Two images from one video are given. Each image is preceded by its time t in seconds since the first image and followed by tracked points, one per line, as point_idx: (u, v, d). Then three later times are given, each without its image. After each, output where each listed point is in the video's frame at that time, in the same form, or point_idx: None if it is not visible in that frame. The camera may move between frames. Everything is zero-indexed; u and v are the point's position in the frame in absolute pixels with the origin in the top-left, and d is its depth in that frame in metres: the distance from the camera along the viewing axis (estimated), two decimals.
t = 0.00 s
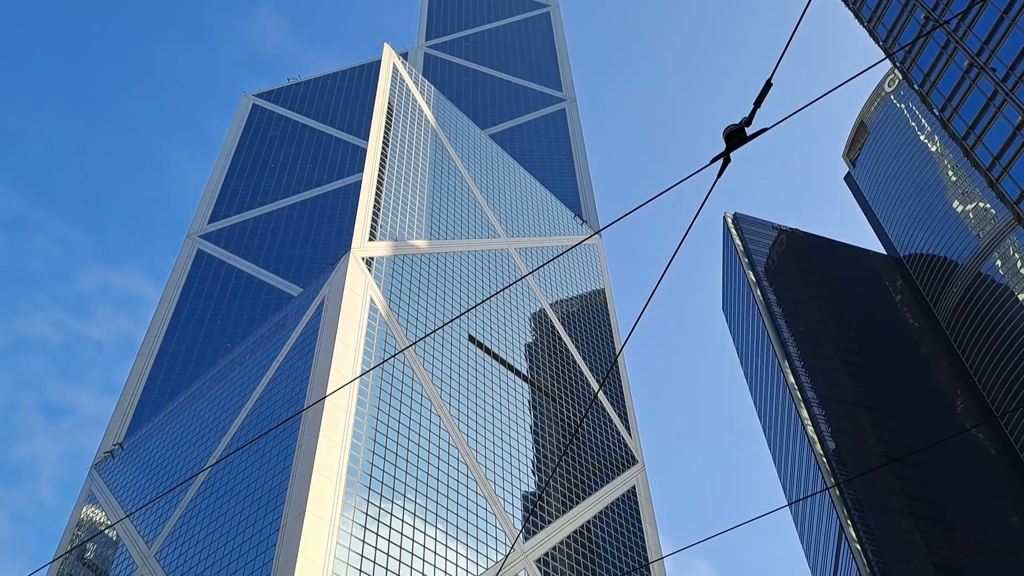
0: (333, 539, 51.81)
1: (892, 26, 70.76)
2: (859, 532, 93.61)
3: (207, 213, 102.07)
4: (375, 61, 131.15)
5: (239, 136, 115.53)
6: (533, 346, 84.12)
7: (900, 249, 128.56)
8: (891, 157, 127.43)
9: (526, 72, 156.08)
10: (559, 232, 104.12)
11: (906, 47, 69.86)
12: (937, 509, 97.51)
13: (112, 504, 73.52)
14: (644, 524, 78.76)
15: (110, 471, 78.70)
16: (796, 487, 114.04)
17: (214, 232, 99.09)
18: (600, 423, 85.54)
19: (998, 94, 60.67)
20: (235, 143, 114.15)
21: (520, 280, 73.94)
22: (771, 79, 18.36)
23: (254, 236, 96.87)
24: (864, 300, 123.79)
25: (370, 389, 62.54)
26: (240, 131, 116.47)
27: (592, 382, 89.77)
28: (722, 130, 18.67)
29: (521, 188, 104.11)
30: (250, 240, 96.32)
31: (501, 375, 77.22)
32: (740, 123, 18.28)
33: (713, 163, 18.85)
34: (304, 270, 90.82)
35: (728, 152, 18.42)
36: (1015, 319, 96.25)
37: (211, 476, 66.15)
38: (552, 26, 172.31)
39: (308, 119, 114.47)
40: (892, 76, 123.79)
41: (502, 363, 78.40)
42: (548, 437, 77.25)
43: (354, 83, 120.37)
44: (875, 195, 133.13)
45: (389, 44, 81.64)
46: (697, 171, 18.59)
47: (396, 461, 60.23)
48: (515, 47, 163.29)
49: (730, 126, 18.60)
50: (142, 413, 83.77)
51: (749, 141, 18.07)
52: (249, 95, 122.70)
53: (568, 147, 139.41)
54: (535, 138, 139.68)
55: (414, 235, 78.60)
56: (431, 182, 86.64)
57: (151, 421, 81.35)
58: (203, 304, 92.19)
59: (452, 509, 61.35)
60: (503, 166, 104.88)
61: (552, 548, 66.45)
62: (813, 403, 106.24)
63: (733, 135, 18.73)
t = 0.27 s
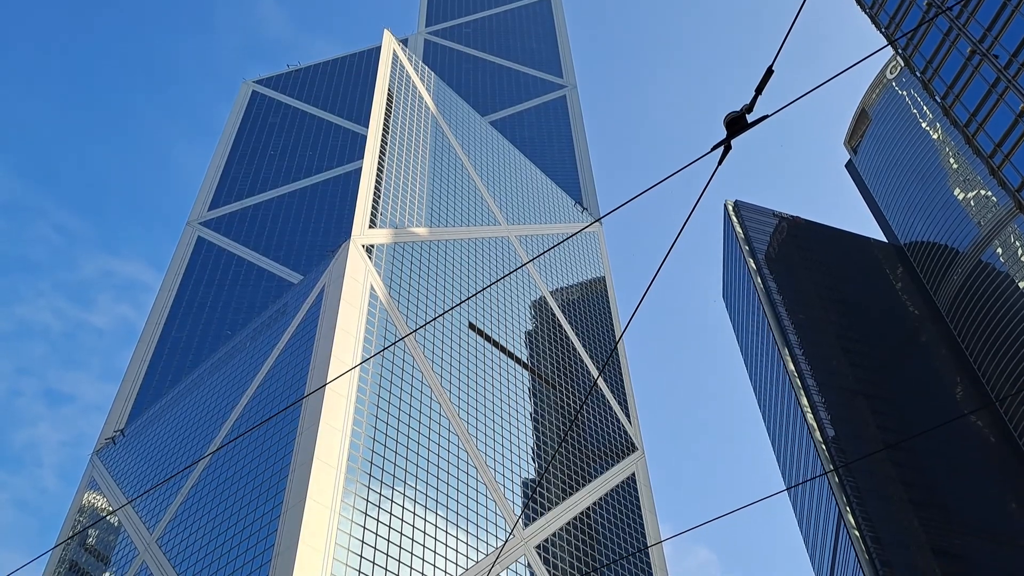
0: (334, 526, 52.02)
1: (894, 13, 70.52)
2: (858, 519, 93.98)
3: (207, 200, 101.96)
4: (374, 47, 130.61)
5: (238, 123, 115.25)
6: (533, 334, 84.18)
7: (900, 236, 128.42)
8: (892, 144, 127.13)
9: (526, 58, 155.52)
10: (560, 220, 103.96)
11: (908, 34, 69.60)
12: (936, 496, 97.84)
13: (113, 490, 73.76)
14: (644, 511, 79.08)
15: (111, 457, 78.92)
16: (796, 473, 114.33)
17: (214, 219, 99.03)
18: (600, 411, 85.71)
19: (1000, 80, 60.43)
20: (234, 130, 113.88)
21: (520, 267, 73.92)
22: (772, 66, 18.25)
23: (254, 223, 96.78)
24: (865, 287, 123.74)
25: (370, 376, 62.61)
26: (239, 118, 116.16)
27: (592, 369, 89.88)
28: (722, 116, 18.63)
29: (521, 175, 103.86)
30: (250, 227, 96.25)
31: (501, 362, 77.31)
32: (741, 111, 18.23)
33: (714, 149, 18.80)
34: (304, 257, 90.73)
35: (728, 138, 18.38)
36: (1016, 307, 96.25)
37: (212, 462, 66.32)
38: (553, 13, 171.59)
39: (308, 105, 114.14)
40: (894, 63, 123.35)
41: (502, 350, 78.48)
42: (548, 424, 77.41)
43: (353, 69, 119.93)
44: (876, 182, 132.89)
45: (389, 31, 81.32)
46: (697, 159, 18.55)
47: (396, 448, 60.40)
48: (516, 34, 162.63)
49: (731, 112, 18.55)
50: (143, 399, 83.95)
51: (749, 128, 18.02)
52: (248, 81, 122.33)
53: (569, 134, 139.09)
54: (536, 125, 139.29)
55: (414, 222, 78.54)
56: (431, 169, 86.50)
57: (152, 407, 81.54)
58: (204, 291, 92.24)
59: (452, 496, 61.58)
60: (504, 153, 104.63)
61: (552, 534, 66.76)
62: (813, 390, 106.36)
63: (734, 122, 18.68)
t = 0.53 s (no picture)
0: (334, 506, 52.36)
1: None
2: (855, 499, 94.63)
3: (207, 180, 101.83)
4: (374, 26, 129.82)
5: (237, 103, 114.84)
6: (533, 315, 84.24)
7: (901, 218, 128.17)
8: (894, 125, 126.66)
9: (526, 38, 154.70)
10: (560, 201, 103.77)
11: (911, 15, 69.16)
12: (934, 477, 98.31)
13: (114, 469, 74.16)
14: (642, 492, 79.51)
15: (112, 436, 79.29)
16: (794, 454, 114.91)
17: (214, 198, 98.96)
18: (599, 391, 85.97)
19: (1004, 62, 60.17)
20: (233, 110, 113.50)
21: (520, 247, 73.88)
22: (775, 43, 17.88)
23: (253, 203, 96.68)
24: (865, 269, 123.69)
25: (370, 356, 62.77)
26: (239, 98, 115.74)
27: (592, 351, 90.09)
28: (724, 96, 18.48)
29: (521, 155, 103.54)
30: (250, 207, 96.14)
31: (500, 343, 77.45)
32: (743, 91, 18.03)
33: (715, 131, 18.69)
34: (304, 238, 90.68)
35: (729, 119, 18.25)
36: (1016, 289, 96.31)
37: (213, 442, 66.58)
38: None
39: (307, 85, 113.64)
40: (896, 43, 122.70)
41: (502, 331, 78.61)
42: (547, 404, 77.69)
43: (353, 48, 119.27)
44: (877, 163, 132.49)
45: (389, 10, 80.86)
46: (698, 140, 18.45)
47: (396, 429, 60.64)
48: (516, 13, 161.67)
49: (733, 92, 18.36)
50: (143, 378, 84.28)
51: (750, 110, 17.83)
52: (248, 60, 121.74)
53: (569, 114, 138.63)
54: (536, 105, 138.75)
55: (414, 202, 78.46)
56: (431, 149, 86.26)
57: (153, 387, 81.86)
58: (204, 271, 92.36)
59: (452, 476, 61.91)
60: (504, 134, 104.28)
61: (552, 513, 67.24)
62: (812, 372, 106.60)
63: (736, 102, 18.54)
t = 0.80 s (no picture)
0: (335, 487, 52.65)
1: None
2: (853, 480, 95.27)
3: (206, 160, 101.61)
4: (374, 5, 129.03)
5: (237, 83, 114.37)
6: (533, 297, 84.28)
7: (902, 200, 127.94)
8: (896, 107, 126.19)
9: (527, 18, 153.83)
10: (560, 183, 103.54)
11: None
12: (932, 459, 98.78)
13: (116, 449, 74.47)
14: (641, 474, 79.91)
15: (114, 416, 79.59)
16: (792, 435, 115.41)
17: (214, 179, 98.81)
18: (599, 373, 86.19)
19: (1007, 44, 59.82)
20: (233, 90, 113.07)
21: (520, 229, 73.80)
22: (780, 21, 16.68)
23: (253, 184, 96.53)
24: (865, 251, 123.56)
25: (370, 338, 62.89)
26: (238, 78, 115.25)
27: (592, 333, 90.22)
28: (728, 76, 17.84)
29: (522, 137, 103.21)
30: (250, 188, 95.92)
31: (500, 325, 77.55)
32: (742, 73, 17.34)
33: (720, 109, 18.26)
34: (304, 219, 90.58)
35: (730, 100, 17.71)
36: (1016, 272, 96.31)
37: (214, 423, 66.82)
38: None
39: (306, 65, 113.10)
40: (899, 24, 121.96)
41: (501, 313, 78.68)
42: (547, 387, 77.91)
43: (353, 28, 118.58)
44: (878, 146, 132.12)
45: None
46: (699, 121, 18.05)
47: (396, 410, 60.84)
48: None
49: (735, 72, 17.69)
50: (144, 359, 84.52)
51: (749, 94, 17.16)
52: (247, 40, 121.11)
53: (570, 96, 138.16)
54: (537, 86, 138.20)
55: (415, 184, 78.30)
56: (431, 131, 85.97)
57: (154, 367, 82.08)
58: (204, 252, 92.40)
59: (452, 457, 62.19)
60: (505, 115, 103.92)
61: (551, 494, 67.66)
62: (811, 354, 106.80)
63: (739, 81, 17.92)
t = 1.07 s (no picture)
0: (335, 470, 52.86)
1: None
2: (852, 466, 95.62)
3: (206, 144, 101.32)
4: None
5: (237, 66, 113.87)
6: (533, 283, 84.23)
7: (904, 186, 127.55)
8: (898, 92, 125.57)
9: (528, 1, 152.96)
10: (561, 168, 103.24)
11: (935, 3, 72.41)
12: (931, 445, 99.07)
13: (116, 433, 74.68)
14: (640, 459, 80.17)
15: (114, 399, 79.77)
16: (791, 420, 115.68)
17: (214, 163, 98.58)
18: (599, 359, 86.27)
19: None
20: (233, 74, 112.61)
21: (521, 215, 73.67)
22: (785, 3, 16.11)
23: (253, 167, 96.31)
24: (867, 237, 123.32)
25: (370, 322, 62.95)
26: (238, 61, 114.74)
27: (592, 318, 90.26)
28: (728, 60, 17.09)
29: (523, 122, 102.84)
30: (250, 172, 95.72)
31: (500, 310, 77.54)
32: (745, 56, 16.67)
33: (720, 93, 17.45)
34: (304, 203, 90.39)
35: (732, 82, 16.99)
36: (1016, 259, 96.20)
37: (214, 407, 66.96)
38: None
39: (306, 49, 112.55)
40: (903, 9, 121.15)
41: (501, 298, 78.65)
42: (547, 372, 77.99)
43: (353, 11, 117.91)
44: (880, 131, 131.57)
45: None
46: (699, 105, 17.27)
47: (396, 395, 60.96)
48: None
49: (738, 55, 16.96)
50: (145, 342, 84.63)
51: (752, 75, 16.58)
52: (246, 23, 120.47)
53: (571, 80, 137.61)
54: (538, 71, 137.62)
55: (415, 169, 78.06)
56: (432, 116, 85.62)
57: (154, 351, 82.18)
58: (204, 236, 92.36)
59: (451, 442, 62.35)
60: (506, 99, 103.44)
61: (550, 477, 67.94)
62: (811, 340, 106.95)
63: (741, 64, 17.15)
